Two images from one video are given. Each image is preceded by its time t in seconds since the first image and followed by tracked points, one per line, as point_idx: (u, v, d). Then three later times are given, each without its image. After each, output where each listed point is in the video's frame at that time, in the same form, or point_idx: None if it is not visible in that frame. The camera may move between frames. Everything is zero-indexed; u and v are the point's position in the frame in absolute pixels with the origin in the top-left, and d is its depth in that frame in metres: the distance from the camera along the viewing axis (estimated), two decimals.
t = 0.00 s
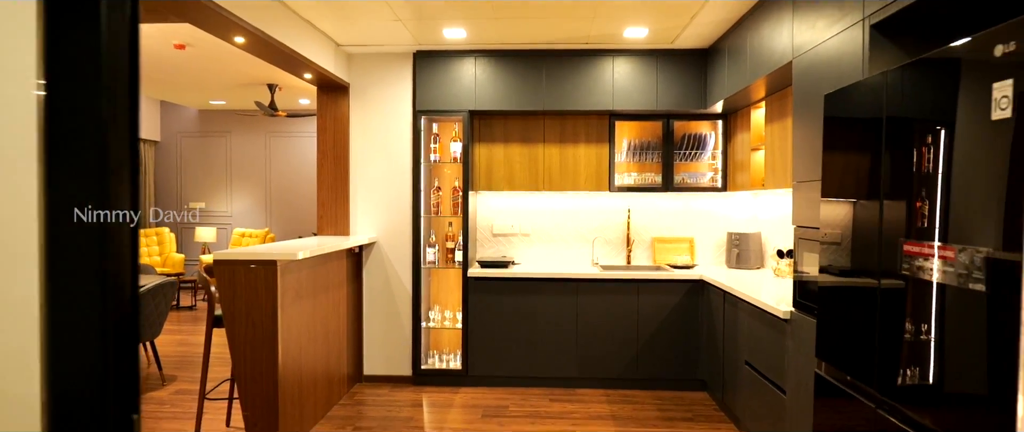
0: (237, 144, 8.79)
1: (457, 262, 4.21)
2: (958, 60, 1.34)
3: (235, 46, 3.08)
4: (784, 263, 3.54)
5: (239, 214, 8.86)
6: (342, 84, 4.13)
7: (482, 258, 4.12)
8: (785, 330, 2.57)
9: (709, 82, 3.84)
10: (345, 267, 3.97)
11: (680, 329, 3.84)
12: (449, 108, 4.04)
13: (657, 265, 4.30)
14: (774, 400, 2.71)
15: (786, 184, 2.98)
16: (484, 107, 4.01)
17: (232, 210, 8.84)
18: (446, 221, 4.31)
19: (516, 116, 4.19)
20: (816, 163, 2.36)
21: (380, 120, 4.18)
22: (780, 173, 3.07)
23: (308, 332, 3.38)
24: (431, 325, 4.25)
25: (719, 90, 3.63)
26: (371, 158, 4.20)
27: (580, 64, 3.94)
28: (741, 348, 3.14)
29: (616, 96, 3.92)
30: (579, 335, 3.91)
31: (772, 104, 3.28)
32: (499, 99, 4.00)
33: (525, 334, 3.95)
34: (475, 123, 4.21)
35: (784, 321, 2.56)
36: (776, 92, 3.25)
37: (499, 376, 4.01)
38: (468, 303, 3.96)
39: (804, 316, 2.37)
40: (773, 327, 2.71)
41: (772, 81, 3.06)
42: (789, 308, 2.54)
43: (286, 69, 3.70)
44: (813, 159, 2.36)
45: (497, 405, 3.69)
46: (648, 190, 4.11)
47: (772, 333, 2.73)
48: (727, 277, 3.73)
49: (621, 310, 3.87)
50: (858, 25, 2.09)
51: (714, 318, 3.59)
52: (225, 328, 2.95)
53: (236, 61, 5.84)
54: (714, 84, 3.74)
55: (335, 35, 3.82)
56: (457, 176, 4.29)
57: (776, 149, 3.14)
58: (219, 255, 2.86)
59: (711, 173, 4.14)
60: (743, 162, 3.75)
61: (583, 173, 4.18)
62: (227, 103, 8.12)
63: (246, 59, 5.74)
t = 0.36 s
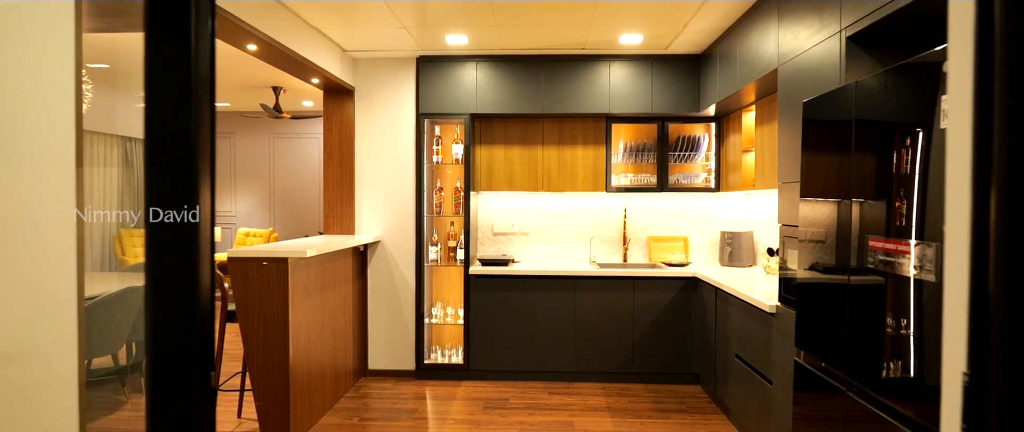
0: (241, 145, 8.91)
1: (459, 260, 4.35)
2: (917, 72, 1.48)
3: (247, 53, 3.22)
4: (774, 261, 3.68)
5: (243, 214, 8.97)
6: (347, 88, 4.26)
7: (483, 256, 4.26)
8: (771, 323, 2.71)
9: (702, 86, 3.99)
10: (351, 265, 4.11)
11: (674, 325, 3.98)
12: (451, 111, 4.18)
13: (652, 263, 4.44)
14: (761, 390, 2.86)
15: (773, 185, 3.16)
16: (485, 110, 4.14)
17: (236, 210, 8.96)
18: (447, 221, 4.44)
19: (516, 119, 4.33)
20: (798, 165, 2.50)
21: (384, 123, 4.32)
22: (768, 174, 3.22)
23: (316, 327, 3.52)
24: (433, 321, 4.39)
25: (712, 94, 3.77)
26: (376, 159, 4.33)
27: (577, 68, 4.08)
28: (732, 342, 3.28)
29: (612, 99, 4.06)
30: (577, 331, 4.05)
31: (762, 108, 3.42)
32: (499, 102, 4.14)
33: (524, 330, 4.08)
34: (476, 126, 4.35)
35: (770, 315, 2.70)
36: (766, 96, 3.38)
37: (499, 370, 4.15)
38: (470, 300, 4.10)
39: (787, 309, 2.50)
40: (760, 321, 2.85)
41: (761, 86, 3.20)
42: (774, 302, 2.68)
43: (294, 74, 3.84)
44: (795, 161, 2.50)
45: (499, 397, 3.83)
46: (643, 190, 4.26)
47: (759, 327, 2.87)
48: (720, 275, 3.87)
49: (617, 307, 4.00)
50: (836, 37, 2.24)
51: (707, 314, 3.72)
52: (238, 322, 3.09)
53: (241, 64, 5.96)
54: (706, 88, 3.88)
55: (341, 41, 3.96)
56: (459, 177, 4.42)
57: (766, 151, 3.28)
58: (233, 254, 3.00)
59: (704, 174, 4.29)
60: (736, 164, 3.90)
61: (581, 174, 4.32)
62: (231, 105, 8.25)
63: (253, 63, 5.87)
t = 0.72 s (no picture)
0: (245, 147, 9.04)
1: (461, 259, 4.49)
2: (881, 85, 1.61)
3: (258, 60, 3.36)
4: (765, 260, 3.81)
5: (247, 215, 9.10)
6: (351, 92, 4.39)
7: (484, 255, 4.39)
8: (759, 319, 2.85)
9: (695, 90, 4.12)
10: (356, 263, 4.24)
11: (670, 322, 4.11)
12: (453, 115, 4.31)
13: (648, 262, 4.57)
14: (751, 383, 2.99)
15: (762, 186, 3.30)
16: (485, 114, 4.27)
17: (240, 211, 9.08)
18: (449, 221, 4.57)
19: (515, 123, 4.46)
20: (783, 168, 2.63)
21: (387, 126, 4.44)
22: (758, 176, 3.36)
23: (323, 324, 3.65)
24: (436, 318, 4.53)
25: (705, 99, 3.90)
26: (379, 161, 4.46)
27: (576, 73, 4.21)
28: (724, 338, 3.41)
29: (609, 103, 4.19)
30: (575, 328, 4.18)
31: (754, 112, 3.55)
32: (500, 106, 4.27)
33: (524, 327, 4.21)
34: (477, 129, 4.49)
35: (758, 311, 2.83)
36: (757, 101, 3.51)
37: (500, 366, 4.28)
38: (471, 298, 4.23)
39: (773, 305, 2.63)
40: (750, 317, 2.98)
41: (751, 91, 3.33)
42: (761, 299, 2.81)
43: (301, 79, 3.97)
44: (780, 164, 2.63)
45: (499, 392, 3.97)
46: (640, 191, 4.40)
47: (749, 322, 3.00)
48: (713, 273, 4.00)
49: (613, 304, 4.14)
50: (817, 47, 2.37)
51: (700, 311, 3.85)
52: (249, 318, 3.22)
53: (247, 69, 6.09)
54: (700, 93, 4.01)
55: (346, 47, 4.09)
56: (461, 179, 4.54)
57: (758, 154, 3.40)
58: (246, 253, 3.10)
59: (698, 175, 4.42)
60: (729, 165, 4.02)
61: (579, 176, 4.46)
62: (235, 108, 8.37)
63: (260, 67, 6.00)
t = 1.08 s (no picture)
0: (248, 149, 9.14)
1: (463, 258, 4.63)
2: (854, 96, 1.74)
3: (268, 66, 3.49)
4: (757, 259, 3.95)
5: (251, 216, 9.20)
6: (357, 96, 4.52)
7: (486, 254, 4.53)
8: (749, 314, 2.98)
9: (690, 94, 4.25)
10: (361, 262, 4.37)
11: (666, 319, 4.24)
12: (456, 117, 4.44)
13: (645, 261, 4.71)
14: (742, 377, 3.12)
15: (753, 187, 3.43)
16: (487, 117, 4.40)
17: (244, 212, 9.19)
18: (451, 221, 4.71)
19: (516, 125, 4.60)
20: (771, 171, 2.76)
21: (391, 128, 4.57)
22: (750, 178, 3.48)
23: (331, 320, 3.78)
24: (439, 316, 4.67)
25: (699, 103, 4.03)
26: (384, 163, 4.59)
27: (575, 78, 4.34)
28: (717, 333, 3.54)
29: (607, 106, 4.32)
30: (574, 325, 4.31)
31: (746, 116, 3.67)
32: (501, 109, 4.40)
33: (524, 324, 4.35)
34: (479, 132, 4.63)
35: (748, 307, 2.96)
36: (749, 106, 3.64)
37: (501, 362, 4.41)
38: (473, 296, 4.36)
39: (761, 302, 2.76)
40: (741, 313, 3.11)
41: (743, 95, 3.46)
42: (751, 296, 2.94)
43: (309, 83, 4.10)
44: (768, 167, 2.75)
45: (500, 386, 4.10)
46: (636, 192, 4.54)
47: (740, 318, 3.13)
48: (707, 272, 4.13)
49: (611, 302, 4.27)
50: (802, 56, 2.50)
51: (695, 308, 3.98)
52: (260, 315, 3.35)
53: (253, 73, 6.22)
54: (695, 97, 4.14)
55: (352, 52, 4.22)
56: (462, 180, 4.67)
57: (750, 157, 3.53)
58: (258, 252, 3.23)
59: (693, 177, 4.56)
60: (723, 167, 4.15)
61: (577, 177, 4.61)
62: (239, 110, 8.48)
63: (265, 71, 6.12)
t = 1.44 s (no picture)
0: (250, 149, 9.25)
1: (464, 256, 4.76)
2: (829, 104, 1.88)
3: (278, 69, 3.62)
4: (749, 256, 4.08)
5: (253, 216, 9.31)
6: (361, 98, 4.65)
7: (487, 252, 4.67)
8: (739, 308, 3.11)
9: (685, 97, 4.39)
10: (366, 259, 4.50)
11: (661, 315, 4.38)
12: (458, 119, 4.57)
13: (642, 259, 4.84)
14: (733, 369, 3.25)
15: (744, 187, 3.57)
16: (488, 118, 4.54)
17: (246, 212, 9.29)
18: (452, 220, 4.85)
19: (516, 127, 4.74)
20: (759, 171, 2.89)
21: (395, 130, 4.71)
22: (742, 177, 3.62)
23: (337, 315, 3.91)
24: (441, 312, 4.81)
25: (694, 105, 4.16)
26: (387, 163, 4.72)
27: (574, 80, 4.47)
28: (710, 327, 3.67)
29: (604, 108, 4.45)
30: (572, 320, 4.44)
31: (739, 118, 3.81)
32: (502, 111, 4.53)
33: (524, 319, 4.48)
34: (480, 133, 4.78)
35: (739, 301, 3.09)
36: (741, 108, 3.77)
37: (502, 356, 4.53)
38: (474, 292, 4.49)
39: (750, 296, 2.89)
40: (732, 308, 3.25)
41: (735, 98, 3.59)
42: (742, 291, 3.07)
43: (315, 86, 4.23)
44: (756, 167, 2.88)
45: (501, 380, 4.23)
46: (632, 191, 4.68)
47: (731, 312, 3.26)
48: (701, 269, 4.26)
49: (608, 298, 4.40)
50: (788, 62, 2.64)
51: (690, 304, 4.12)
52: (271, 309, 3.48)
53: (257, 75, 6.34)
54: (689, 100, 4.28)
55: (358, 56, 4.35)
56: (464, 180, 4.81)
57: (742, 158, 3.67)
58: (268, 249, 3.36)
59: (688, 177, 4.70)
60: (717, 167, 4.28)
61: (576, 177, 4.76)
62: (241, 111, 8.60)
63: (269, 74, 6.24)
